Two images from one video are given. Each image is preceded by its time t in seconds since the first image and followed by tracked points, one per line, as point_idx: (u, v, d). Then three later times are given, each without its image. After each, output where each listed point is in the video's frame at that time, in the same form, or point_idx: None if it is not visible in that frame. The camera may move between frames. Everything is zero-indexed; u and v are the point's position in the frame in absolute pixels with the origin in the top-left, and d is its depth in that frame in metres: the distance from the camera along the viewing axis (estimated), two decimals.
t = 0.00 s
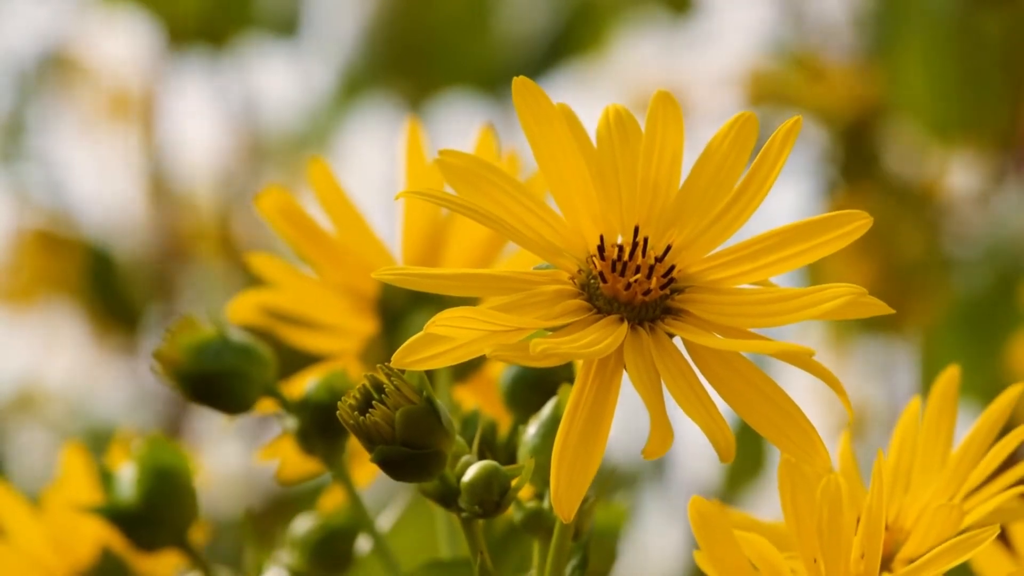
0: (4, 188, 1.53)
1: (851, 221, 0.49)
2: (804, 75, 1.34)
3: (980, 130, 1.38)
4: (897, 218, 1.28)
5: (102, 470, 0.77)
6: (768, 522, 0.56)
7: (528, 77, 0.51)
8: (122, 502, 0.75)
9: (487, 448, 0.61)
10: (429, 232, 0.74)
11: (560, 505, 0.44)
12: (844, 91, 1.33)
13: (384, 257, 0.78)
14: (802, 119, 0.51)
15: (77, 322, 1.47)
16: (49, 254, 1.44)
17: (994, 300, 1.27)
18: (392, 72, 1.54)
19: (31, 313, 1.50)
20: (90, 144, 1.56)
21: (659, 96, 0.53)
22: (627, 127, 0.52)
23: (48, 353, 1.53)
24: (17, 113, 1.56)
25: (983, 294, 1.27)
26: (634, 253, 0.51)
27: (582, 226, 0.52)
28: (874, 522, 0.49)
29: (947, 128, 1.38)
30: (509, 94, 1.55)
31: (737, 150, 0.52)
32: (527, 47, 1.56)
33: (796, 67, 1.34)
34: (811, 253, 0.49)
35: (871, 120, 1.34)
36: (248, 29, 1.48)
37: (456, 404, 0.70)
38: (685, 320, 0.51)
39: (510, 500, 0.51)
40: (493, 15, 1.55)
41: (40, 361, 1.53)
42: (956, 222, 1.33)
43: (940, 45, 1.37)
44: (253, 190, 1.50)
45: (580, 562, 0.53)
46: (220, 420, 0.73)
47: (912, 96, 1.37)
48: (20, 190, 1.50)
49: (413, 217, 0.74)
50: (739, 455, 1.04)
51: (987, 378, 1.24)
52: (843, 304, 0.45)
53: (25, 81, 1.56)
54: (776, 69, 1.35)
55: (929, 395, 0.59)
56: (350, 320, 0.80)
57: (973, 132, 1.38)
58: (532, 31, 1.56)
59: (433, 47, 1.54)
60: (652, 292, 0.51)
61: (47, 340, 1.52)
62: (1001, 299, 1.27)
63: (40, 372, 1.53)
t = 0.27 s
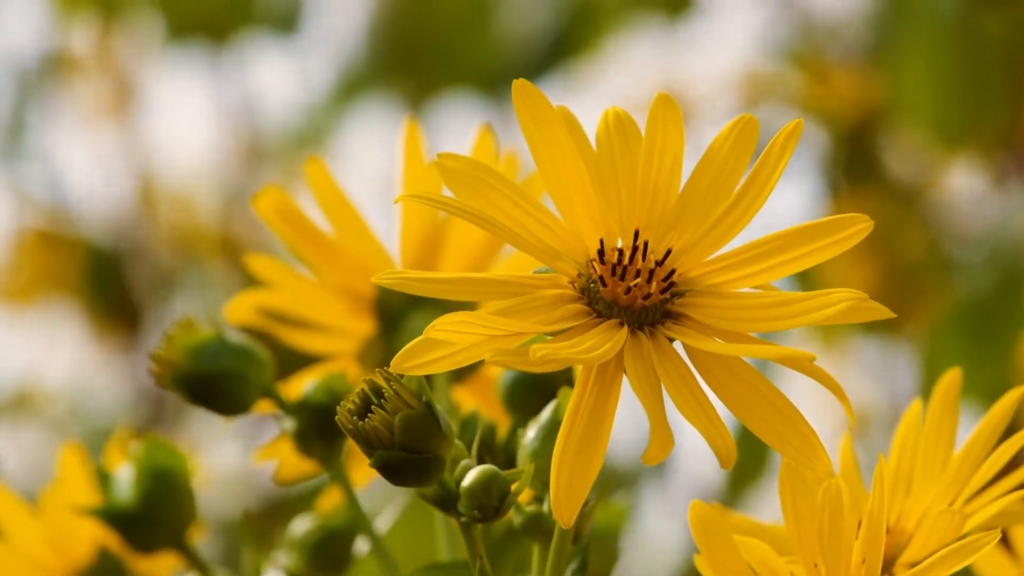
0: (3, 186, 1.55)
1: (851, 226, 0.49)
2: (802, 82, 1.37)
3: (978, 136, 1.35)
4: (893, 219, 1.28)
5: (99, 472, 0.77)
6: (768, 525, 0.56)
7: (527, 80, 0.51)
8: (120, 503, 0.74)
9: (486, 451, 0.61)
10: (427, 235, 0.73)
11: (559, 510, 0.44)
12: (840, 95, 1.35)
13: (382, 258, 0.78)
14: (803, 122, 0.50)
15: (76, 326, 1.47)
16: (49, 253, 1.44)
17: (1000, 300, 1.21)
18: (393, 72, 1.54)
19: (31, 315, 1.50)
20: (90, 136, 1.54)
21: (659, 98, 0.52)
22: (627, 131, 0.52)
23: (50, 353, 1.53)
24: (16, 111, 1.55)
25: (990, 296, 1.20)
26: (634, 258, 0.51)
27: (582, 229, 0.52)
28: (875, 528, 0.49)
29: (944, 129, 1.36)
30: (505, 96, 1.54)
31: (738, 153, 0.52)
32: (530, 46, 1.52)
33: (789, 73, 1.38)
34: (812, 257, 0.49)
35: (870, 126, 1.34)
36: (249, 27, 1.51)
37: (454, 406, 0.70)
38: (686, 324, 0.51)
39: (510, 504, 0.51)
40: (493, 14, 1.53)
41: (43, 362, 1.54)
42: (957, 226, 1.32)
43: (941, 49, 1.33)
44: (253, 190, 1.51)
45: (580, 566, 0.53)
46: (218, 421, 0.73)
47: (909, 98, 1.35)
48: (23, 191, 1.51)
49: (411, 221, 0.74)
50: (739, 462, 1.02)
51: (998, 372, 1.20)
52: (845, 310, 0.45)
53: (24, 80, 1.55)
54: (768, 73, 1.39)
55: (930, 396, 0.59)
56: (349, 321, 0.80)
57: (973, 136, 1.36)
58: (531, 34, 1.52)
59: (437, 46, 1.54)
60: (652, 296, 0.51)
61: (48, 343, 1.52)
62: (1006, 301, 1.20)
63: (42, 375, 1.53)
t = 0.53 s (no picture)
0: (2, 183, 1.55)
1: (852, 228, 0.48)
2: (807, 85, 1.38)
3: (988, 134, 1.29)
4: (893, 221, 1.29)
5: (97, 472, 0.76)
6: (767, 527, 0.56)
7: (526, 84, 0.51)
8: (118, 504, 0.74)
9: (485, 454, 0.61)
10: (424, 236, 0.74)
11: (559, 517, 0.44)
12: (840, 98, 1.37)
13: (381, 258, 0.78)
14: (803, 124, 0.50)
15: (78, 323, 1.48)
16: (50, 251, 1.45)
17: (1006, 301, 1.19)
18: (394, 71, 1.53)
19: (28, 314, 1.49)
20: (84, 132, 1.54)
21: (658, 100, 0.52)
22: (626, 134, 0.52)
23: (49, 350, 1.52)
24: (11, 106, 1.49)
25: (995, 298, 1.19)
26: (634, 261, 0.51)
27: (581, 233, 0.52)
28: (876, 532, 0.48)
29: (946, 130, 1.30)
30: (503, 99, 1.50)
31: (738, 154, 0.52)
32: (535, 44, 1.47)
33: (794, 69, 1.39)
34: (813, 260, 0.49)
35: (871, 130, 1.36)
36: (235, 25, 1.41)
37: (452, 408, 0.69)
38: (686, 328, 0.51)
39: (509, 509, 0.51)
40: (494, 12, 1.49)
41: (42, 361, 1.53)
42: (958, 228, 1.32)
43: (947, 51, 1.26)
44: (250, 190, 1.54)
45: (580, 569, 0.53)
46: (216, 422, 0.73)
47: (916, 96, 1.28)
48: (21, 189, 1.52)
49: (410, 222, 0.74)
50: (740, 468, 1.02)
51: (1002, 373, 1.18)
52: (845, 313, 0.44)
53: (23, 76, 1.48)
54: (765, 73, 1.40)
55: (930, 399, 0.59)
56: (347, 321, 0.80)
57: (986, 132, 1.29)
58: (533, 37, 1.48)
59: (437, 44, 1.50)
60: (652, 300, 0.51)
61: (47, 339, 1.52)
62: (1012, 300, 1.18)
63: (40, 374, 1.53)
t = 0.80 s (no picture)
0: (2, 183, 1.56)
1: (852, 231, 0.48)
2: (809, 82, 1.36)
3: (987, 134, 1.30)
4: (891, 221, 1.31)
5: (95, 473, 0.76)
6: (768, 529, 0.56)
7: (526, 86, 0.51)
8: (116, 505, 0.74)
9: (485, 456, 0.61)
10: (423, 236, 0.74)
11: (560, 521, 0.44)
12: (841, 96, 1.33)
13: (379, 258, 0.78)
14: (804, 126, 0.50)
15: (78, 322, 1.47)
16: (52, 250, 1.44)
17: (1006, 300, 1.19)
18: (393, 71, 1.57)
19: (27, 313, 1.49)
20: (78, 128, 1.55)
21: (659, 102, 0.52)
22: (627, 136, 0.51)
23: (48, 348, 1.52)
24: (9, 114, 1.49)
25: (994, 298, 1.19)
26: (635, 264, 0.51)
27: (582, 235, 0.51)
28: (876, 534, 0.48)
29: (946, 131, 1.30)
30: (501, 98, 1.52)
31: (739, 156, 0.52)
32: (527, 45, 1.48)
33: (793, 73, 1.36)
34: (814, 263, 0.49)
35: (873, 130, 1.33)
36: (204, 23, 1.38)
37: (452, 408, 0.69)
38: (687, 332, 0.50)
39: (510, 512, 0.51)
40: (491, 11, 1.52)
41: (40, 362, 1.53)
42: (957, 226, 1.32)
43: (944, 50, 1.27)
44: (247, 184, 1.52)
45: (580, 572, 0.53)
46: (215, 423, 0.73)
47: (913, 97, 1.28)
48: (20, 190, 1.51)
49: (409, 224, 0.74)
50: (740, 469, 1.04)
51: (1002, 373, 1.19)
52: (846, 316, 0.44)
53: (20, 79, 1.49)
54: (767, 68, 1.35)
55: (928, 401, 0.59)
56: (346, 321, 0.79)
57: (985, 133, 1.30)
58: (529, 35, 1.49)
59: (437, 45, 1.54)
60: (652, 304, 0.51)
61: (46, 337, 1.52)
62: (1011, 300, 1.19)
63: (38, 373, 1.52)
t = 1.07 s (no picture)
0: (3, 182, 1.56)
1: (853, 233, 0.48)
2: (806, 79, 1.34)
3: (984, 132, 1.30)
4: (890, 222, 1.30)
5: (96, 473, 0.76)
6: (768, 530, 0.56)
7: (526, 86, 0.50)
8: (117, 505, 0.74)
9: (485, 456, 0.61)
10: (424, 237, 0.74)
11: (560, 522, 0.44)
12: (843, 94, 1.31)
13: (379, 258, 0.78)
14: (804, 127, 0.50)
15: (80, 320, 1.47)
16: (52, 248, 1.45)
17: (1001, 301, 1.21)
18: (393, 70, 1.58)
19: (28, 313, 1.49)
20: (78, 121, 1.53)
21: (660, 103, 0.52)
22: (628, 136, 0.52)
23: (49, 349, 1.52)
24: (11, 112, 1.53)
25: (988, 298, 1.21)
26: (635, 265, 0.51)
27: (582, 235, 0.51)
28: (876, 536, 0.49)
29: (943, 130, 1.31)
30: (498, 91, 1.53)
31: (739, 156, 0.52)
32: (524, 45, 1.51)
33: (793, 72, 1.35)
34: (813, 264, 0.49)
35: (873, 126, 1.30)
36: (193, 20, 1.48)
37: (452, 408, 0.69)
38: (687, 332, 0.50)
39: (510, 512, 0.51)
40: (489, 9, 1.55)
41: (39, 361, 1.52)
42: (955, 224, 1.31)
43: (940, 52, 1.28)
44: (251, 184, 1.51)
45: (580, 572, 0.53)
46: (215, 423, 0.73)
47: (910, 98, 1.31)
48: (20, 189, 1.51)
49: (409, 224, 0.75)
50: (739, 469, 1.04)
51: (998, 376, 1.18)
52: (846, 317, 0.45)
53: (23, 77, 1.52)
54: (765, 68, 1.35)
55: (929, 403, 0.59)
56: (346, 321, 0.80)
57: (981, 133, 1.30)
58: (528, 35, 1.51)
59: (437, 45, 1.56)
60: (652, 304, 0.51)
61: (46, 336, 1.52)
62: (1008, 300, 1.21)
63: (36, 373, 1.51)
